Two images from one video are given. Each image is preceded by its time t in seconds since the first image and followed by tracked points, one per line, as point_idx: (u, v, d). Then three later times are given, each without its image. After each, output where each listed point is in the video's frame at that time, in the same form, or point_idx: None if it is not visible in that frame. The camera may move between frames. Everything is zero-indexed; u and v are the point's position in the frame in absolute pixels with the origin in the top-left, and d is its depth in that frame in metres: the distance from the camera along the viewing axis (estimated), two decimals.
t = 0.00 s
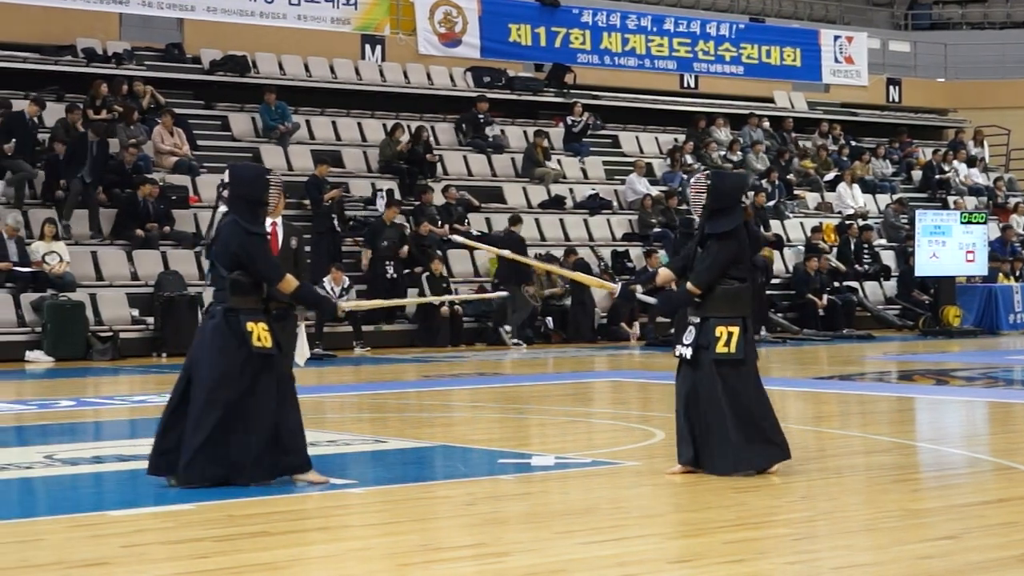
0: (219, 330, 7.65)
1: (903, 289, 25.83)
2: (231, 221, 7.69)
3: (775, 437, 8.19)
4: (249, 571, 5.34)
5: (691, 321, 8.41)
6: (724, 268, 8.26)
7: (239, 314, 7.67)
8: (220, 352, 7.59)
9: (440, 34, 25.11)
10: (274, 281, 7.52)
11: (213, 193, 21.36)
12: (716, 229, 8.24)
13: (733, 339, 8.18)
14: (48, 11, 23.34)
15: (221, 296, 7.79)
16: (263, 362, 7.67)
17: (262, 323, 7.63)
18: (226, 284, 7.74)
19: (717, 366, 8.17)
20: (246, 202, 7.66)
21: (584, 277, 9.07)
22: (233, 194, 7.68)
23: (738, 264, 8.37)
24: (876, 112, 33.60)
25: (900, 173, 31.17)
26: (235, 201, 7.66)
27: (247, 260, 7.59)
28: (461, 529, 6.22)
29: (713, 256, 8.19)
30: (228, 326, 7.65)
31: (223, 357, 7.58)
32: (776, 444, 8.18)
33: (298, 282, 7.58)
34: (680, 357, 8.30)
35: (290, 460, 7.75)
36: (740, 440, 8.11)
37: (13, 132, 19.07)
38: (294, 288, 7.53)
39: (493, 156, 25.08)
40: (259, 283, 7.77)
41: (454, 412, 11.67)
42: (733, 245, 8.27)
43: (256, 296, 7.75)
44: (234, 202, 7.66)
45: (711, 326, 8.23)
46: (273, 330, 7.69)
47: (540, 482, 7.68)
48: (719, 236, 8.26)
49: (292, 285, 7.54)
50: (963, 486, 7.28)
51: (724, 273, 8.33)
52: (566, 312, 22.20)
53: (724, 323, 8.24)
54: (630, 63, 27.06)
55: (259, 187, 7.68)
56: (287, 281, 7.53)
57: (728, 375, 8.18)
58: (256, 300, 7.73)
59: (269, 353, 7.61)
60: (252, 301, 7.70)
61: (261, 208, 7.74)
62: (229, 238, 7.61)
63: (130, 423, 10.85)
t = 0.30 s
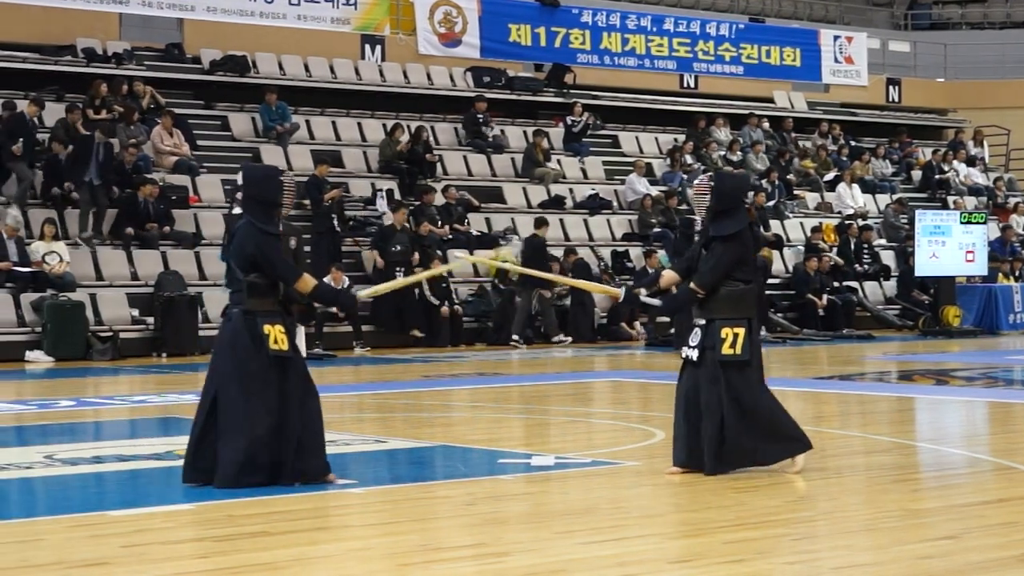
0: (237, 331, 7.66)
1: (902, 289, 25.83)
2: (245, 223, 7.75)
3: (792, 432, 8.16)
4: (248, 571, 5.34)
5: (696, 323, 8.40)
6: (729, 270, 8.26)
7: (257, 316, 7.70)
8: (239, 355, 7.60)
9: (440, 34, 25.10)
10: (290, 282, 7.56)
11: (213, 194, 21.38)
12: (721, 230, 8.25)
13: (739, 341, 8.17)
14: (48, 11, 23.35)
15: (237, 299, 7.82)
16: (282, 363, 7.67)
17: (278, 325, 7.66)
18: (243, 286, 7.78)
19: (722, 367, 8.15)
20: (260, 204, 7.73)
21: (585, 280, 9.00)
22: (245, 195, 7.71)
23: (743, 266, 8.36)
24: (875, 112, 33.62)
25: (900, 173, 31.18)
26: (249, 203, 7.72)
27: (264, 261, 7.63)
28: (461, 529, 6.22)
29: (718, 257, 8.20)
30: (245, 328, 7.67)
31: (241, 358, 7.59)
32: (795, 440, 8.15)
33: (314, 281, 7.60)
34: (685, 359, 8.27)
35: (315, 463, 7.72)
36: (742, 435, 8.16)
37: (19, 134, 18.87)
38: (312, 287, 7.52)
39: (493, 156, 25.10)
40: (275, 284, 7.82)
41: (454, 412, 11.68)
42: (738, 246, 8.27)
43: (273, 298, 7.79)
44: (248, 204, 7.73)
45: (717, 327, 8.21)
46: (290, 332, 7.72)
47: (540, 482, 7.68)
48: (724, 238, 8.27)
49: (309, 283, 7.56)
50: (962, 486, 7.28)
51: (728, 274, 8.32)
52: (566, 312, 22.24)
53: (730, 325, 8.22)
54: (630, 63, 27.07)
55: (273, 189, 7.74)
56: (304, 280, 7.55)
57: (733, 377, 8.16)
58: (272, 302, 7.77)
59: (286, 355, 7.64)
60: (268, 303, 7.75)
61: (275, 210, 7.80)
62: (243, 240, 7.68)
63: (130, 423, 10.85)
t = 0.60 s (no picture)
0: (248, 334, 7.68)
1: (902, 289, 25.82)
2: (257, 226, 7.75)
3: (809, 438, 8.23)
4: (247, 571, 5.34)
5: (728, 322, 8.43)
6: (757, 267, 8.29)
7: (267, 320, 7.70)
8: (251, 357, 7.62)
9: (439, 34, 25.07)
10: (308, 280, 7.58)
11: (213, 194, 21.38)
12: (747, 227, 8.29)
13: (769, 336, 8.19)
14: (48, 10, 23.35)
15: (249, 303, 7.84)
16: (294, 366, 7.67)
17: (288, 329, 7.66)
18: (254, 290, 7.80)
19: (754, 364, 8.17)
20: (271, 207, 7.72)
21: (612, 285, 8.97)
22: (256, 199, 7.70)
23: (772, 262, 8.40)
24: (875, 112, 33.62)
25: (899, 173, 31.19)
26: (260, 207, 7.71)
27: (275, 264, 7.64)
28: (460, 529, 6.22)
29: (746, 255, 8.23)
30: (256, 332, 7.68)
31: (251, 361, 7.61)
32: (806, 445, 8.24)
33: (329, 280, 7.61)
34: (718, 358, 8.32)
35: (330, 464, 7.73)
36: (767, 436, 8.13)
37: (26, 135, 18.96)
38: (330, 282, 7.54)
39: (493, 156, 25.12)
40: (287, 288, 7.82)
41: (454, 412, 11.67)
42: (765, 243, 8.30)
43: (283, 302, 7.80)
44: (259, 208, 7.72)
45: (747, 325, 8.24)
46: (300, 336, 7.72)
47: (540, 482, 7.68)
48: (751, 235, 8.29)
49: (327, 279, 7.56)
50: (962, 486, 7.28)
51: (757, 271, 8.35)
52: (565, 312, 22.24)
53: (760, 321, 8.25)
54: (630, 63, 27.07)
55: (283, 193, 7.74)
56: (323, 277, 7.55)
57: (765, 374, 8.18)
58: (283, 306, 7.78)
59: (297, 359, 7.64)
60: (278, 307, 7.76)
61: (287, 214, 7.79)
62: (254, 244, 7.68)
63: (130, 423, 10.85)
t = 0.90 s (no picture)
0: (229, 329, 7.69)
1: (902, 289, 25.81)
2: (246, 221, 7.71)
3: (817, 439, 8.24)
4: (247, 571, 5.34)
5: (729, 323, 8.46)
6: (759, 268, 8.31)
7: (250, 315, 7.68)
8: (229, 352, 7.64)
9: (438, 34, 25.05)
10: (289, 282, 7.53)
11: (213, 194, 21.37)
12: (750, 228, 8.29)
13: (771, 337, 8.20)
14: (48, 10, 23.35)
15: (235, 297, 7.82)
16: (272, 363, 7.64)
17: (269, 325, 7.63)
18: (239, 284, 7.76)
19: (756, 364, 8.20)
20: (263, 203, 7.67)
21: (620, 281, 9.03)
22: (249, 194, 7.66)
23: (773, 263, 8.41)
24: (874, 113, 33.64)
25: (899, 173, 31.21)
26: (252, 202, 7.68)
27: (260, 260, 7.60)
28: (460, 529, 6.22)
29: (748, 255, 8.24)
30: (237, 326, 7.69)
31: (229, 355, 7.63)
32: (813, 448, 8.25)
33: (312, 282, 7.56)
34: (721, 358, 8.36)
35: (306, 465, 7.70)
36: (780, 436, 8.10)
37: (30, 142, 18.89)
38: (308, 291, 7.51)
39: (492, 156, 25.13)
40: (273, 285, 7.78)
41: (453, 412, 11.67)
42: (768, 243, 8.31)
43: (269, 298, 7.76)
44: (251, 202, 7.68)
45: (748, 325, 8.26)
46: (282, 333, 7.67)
47: (539, 482, 7.68)
48: (754, 235, 8.30)
49: (305, 285, 7.53)
50: (961, 486, 7.28)
51: (759, 272, 8.37)
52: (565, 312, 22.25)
53: (761, 322, 8.27)
54: (629, 63, 27.06)
55: (277, 188, 7.67)
56: (301, 283, 7.53)
57: (768, 374, 8.19)
58: (268, 302, 7.75)
59: (275, 356, 7.58)
60: (262, 303, 7.71)
61: (279, 210, 7.74)
62: (242, 239, 7.64)
63: (129, 423, 10.85)
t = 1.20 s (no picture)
0: (264, 330, 7.68)
1: (902, 289, 25.81)
2: (275, 224, 7.74)
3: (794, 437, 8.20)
4: (248, 571, 5.34)
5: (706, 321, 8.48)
6: (738, 268, 8.33)
7: (284, 316, 7.70)
8: (268, 355, 7.61)
9: (439, 34, 25.06)
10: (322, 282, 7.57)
11: (213, 194, 21.38)
12: (732, 227, 8.31)
13: (748, 338, 8.24)
14: (48, 10, 23.35)
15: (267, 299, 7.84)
16: (310, 363, 7.68)
17: (306, 325, 7.65)
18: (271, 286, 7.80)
19: (731, 365, 8.23)
20: (290, 206, 7.72)
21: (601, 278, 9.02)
22: (276, 196, 7.70)
23: (753, 264, 8.44)
24: (874, 113, 33.63)
25: (899, 173, 31.20)
26: (281, 204, 7.71)
27: (292, 262, 7.64)
28: (460, 529, 6.22)
29: (728, 254, 8.27)
30: (274, 327, 7.67)
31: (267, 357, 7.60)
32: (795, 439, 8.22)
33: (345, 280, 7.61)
34: (696, 357, 8.38)
35: (340, 463, 7.78)
36: (757, 434, 8.16)
37: (31, 143, 18.90)
38: (342, 287, 7.53)
39: (493, 156, 25.14)
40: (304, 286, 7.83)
41: (453, 412, 11.67)
42: (748, 244, 8.34)
43: (301, 299, 7.79)
44: (279, 204, 7.71)
45: (726, 325, 8.29)
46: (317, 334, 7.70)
47: (539, 482, 7.68)
48: (734, 235, 8.33)
49: (339, 284, 7.57)
50: (961, 486, 7.28)
51: (738, 273, 8.40)
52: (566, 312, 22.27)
53: (739, 322, 8.30)
54: (629, 63, 27.06)
55: (304, 190, 7.72)
56: (335, 282, 7.56)
57: (743, 374, 8.23)
58: (300, 303, 7.78)
59: (314, 355, 7.62)
60: (295, 305, 7.75)
61: (305, 212, 7.78)
62: (274, 242, 7.67)
63: (129, 423, 10.85)
